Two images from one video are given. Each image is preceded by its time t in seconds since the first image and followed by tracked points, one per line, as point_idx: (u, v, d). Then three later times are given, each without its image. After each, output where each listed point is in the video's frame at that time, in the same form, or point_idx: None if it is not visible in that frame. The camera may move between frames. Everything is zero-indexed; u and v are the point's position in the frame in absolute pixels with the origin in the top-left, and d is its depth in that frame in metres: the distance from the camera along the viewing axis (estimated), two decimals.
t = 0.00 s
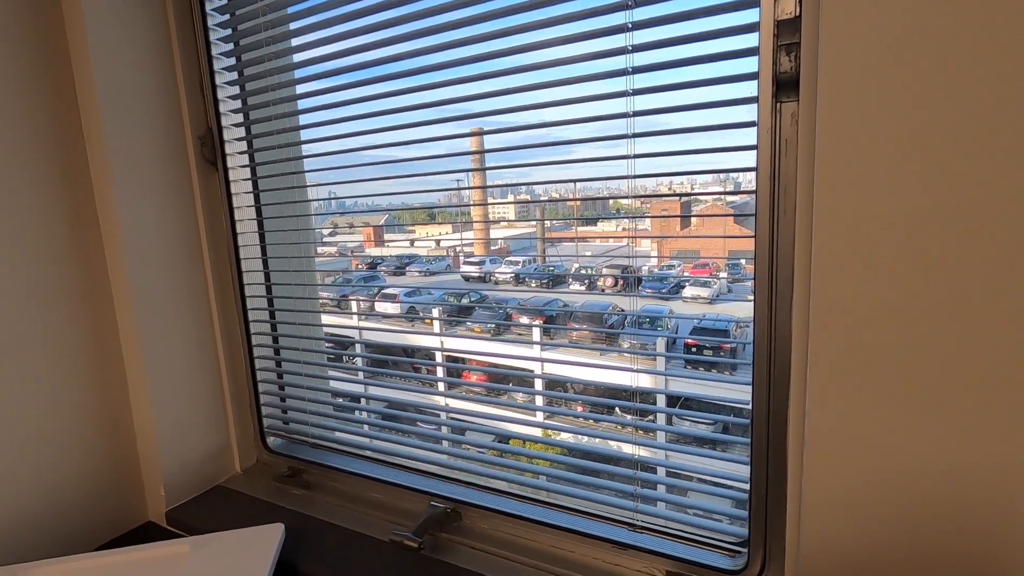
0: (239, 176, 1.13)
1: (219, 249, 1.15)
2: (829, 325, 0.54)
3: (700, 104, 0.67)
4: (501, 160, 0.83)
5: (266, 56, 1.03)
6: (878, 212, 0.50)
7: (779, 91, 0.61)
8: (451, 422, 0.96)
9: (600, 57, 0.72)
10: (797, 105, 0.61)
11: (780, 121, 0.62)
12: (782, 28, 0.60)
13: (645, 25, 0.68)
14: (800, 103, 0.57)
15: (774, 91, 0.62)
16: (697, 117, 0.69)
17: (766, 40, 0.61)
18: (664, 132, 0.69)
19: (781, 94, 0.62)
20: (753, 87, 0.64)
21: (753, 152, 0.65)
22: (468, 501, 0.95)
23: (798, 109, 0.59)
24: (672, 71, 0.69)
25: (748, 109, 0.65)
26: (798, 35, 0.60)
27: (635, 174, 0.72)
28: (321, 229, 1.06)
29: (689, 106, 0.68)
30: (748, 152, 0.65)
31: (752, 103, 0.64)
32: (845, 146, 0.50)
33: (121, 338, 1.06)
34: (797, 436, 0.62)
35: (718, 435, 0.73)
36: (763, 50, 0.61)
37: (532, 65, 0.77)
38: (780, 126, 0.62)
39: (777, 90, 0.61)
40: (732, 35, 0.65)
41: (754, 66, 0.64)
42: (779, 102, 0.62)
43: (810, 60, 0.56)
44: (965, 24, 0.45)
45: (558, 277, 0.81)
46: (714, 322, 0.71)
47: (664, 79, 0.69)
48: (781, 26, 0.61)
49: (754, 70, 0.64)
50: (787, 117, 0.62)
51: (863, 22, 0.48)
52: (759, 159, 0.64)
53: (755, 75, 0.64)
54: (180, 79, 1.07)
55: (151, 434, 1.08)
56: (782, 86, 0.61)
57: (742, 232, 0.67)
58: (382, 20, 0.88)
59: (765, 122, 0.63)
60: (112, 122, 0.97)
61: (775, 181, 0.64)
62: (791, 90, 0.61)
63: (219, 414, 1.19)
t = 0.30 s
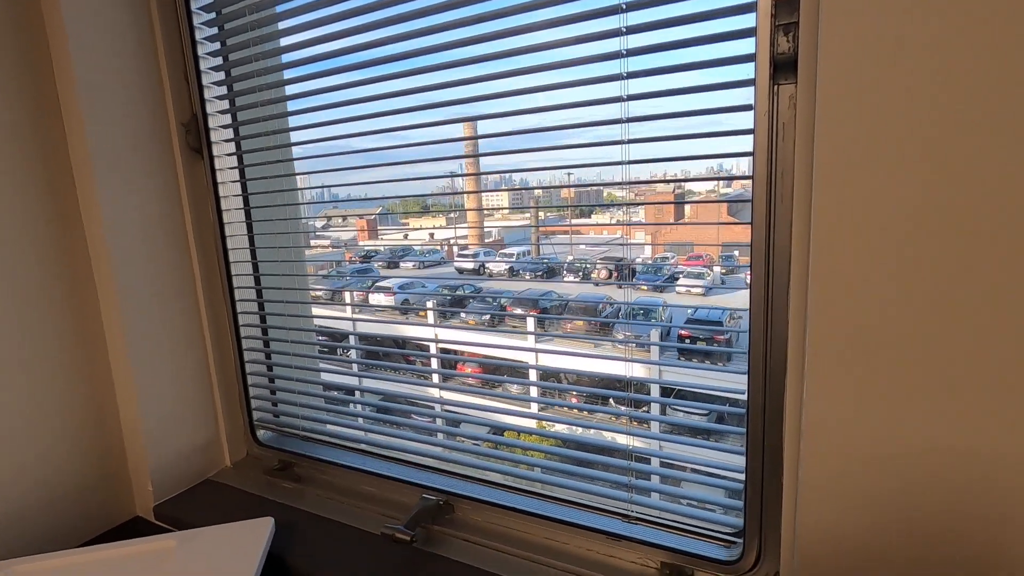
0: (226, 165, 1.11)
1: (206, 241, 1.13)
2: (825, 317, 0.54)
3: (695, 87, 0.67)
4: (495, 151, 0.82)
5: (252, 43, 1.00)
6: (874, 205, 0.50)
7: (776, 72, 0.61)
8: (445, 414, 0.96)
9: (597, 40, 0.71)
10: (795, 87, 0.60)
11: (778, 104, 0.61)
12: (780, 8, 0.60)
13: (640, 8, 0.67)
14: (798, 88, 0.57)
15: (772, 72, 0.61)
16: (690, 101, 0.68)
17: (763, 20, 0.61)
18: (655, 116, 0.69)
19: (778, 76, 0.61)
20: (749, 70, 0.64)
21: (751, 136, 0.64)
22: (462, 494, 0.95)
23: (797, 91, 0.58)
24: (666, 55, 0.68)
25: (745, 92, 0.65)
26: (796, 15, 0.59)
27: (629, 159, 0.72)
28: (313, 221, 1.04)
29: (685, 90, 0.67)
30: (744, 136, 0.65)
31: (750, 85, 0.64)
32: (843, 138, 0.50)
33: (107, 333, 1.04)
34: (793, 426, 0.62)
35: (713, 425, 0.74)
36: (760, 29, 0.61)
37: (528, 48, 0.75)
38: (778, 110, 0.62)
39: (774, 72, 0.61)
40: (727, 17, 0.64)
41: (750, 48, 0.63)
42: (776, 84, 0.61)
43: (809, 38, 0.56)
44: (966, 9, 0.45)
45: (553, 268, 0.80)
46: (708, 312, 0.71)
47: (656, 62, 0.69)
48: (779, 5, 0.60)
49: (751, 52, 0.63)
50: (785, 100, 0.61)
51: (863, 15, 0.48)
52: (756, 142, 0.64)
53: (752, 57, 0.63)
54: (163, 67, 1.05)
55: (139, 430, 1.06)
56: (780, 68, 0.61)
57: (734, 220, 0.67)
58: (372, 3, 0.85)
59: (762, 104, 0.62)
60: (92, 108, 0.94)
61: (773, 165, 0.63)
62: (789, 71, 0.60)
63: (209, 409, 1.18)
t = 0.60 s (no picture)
0: (220, 160, 1.10)
1: (202, 236, 1.12)
2: (823, 310, 0.54)
3: (690, 80, 0.66)
4: (492, 146, 0.81)
5: (246, 36, 0.99)
6: (872, 198, 0.50)
7: (773, 64, 0.61)
8: (444, 410, 0.96)
9: (594, 32, 0.70)
10: (792, 78, 0.61)
11: (775, 96, 0.62)
12: None
13: None
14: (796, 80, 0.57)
15: (769, 64, 0.61)
16: (685, 92, 0.68)
17: (761, 10, 0.60)
18: (652, 109, 0.69)
19: (776, 67, 0.61)
20: (746, 61, 0.64)
21: (749, 128, 0.65)
22: (461, 489, 0.95)
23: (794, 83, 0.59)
24: (663, 46, 0.67)
25: (743, 83, 0.64)
26: (794, 4, 0.59)
27: (625, 154, 0.71)
28: (309, 216, 1.03)
29: (681, 82, 0.67)
30: (739, 128, 0.65)
31: (748, 77, 0.64)
32: (842, 131, 0.50)
33: (102, 330, 1.03)
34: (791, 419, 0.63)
35: (711, 418, 0.74)
36: (757, 20, 0.61)
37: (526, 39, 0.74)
38: (775, 102, 0.62)
39: (772, 63, 0.61)
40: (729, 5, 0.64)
41: (747, 39, 0.63)
42: (774, 76, 0.61)
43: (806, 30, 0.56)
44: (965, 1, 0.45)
45: (551, 263, 0.80)
46: (706, 306, 0.71)
47: (653, 53, 0.68)
48: None
49: (748, 43, 0.63)
50: (783, 91, 0.61)
51: (862, 7, 0.48)
52: (754, 138, 0.64)
53: (749, 48, 0.63)
54: (156, 62, 1.03)
55: (136, 427, 1.06)
56: (777, 59, 0.61)
57: (730, 214, 0.67)
58: None
59: (760, 96, 0.62)
60: (84, 101, 0.93)
61: (770, 157, 0.63)
62: (787, 63, 0.60)
63: (205, 405, 1.17)
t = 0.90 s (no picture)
0: (223, 158, 1.10)
1: (205, 234, 1.13)
2: (822, 307, 0.54)
3: (690, 78, 0.66)
4: (494, 143, 0.81)
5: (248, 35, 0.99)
6: (872, 194, 0.50)
7: (774, 61, 0.61)
8: (445, 407, 0.96)
9: (595, 29, 0.70)
10: (793, 75, 0.60)
11: (776, 94, 0.62)
12: None
13: None
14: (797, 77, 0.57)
15: (771, 60, 0.61)
16: (689, 89, 0.68)
17: (761, 7, 0.60)
18: (654, 107, 0.69)
19: (777, 64, 0.61)
20: (747, 58, 0.64)
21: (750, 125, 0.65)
22: (463, 486, 0.96)
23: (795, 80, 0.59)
24: (663, 44, 0.67)
25: (744, 80, 0.65)
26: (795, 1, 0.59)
27: (628, 150, 0.71)
28: (310, 214, 1.03)
29: (683, 79, 0.67)
30: (741, 124, 0.65)
31: (748, 74, 0.64)
32: (840, 127, 0.50)
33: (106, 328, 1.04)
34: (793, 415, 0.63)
35: (714, 415, 0.74)
36: (759, 16, 0.61)
37: (527, 36, 0.75)
38: (776, 99, 0.62)
39: (772, 60, 0.61)
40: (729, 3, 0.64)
41: (748, 36, 0.63)
42: (775, 73, 0.61)
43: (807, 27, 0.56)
44: None
45: (552, 261, 0.80)
46: (708, 304, 0.71)
47: (655, 49, 0.68)
48: None
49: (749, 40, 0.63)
50: (783, 88, 0.61)
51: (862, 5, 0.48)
52: (755, 133, 0.64)
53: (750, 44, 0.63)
54: (159, 60, 1.04)
55: (139, 424, 1.07)
56: (778, 56, 0.61)
57: (731, 211, 0.67)
58: None
59: (761, 93, 0.62)
60: (86, 99, 0.94)
61: (772, 154, 0.63)
62: (788, 59, 0.60)
63: (209, 402, 1.18)
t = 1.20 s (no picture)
0: (228, 162, 1.11)
1: (210, 237, 1.14)
2: (820, 309, 0.55)
3: (690, 84, 0.67)
4: (496, 147, 0.82)
5: (253, 41, 1.00)
6: (870, 197, 0.51)
7: (772, 68, 0.62)
8: (448, 408, 0.97)
9: (596, 37, 0.71)
10: (790, 82, 0.61)
11: (773, 101, 0.62)
12: (777, 3, 0.60)
13: (637, 3, 0.67)
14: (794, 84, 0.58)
15: (768, 68, 0.62)
16: (690, 95, 0.68)
17: (758, 15, 0.61)
18: (656, 113, 0.69)
19: (774, 72, 0.62)
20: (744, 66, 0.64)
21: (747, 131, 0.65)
22: (465, 486, 0.96)
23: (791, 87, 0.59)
24: (664, 52, 0.68)
25: (742, 87, 0.65)
26: (791, 10, 0.59)
27: (627, 156, 0.72)
28: (314, 216, 1.04)
29: (683, 86, 0.68)
30: (739, 130, 0.66)
31: (745, 81, 0.64)
32: (837, 132, 0.51)
33: (113, 329, 1.05)
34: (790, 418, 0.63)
35: (716, 417, 0.75)
36: (755, 25, 0.61)
37: (528, 43, 0.75)
38: (774, 106, 0.63)
39: (769, 67, 0.62)
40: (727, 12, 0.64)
41: (746, 44, 0.64)
42: (772, 80, 0.62)
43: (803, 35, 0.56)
44: (959, 5, 0.45)
45: (554, 263, 0.81)
46: (710, 306, 0.71)
47: (657, 57, 0.68)
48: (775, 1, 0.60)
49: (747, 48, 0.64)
50: (781, 95, 0.62)
51: (857, 12, 0.48)
52: (753, 138, 0.64)
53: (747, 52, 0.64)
54: (165, 65, 1.05)
55: (145, 425, 1.08)
56: (775, 64, 0.62)
57: (735, 215, 0.68)
58: None
59: (759, 99, 0.63)
60: (95, 104, 0.95)
61: (768, 159, 0.64)
62: (784, 67, 0.61)
63: (214, 403, 1.19)
